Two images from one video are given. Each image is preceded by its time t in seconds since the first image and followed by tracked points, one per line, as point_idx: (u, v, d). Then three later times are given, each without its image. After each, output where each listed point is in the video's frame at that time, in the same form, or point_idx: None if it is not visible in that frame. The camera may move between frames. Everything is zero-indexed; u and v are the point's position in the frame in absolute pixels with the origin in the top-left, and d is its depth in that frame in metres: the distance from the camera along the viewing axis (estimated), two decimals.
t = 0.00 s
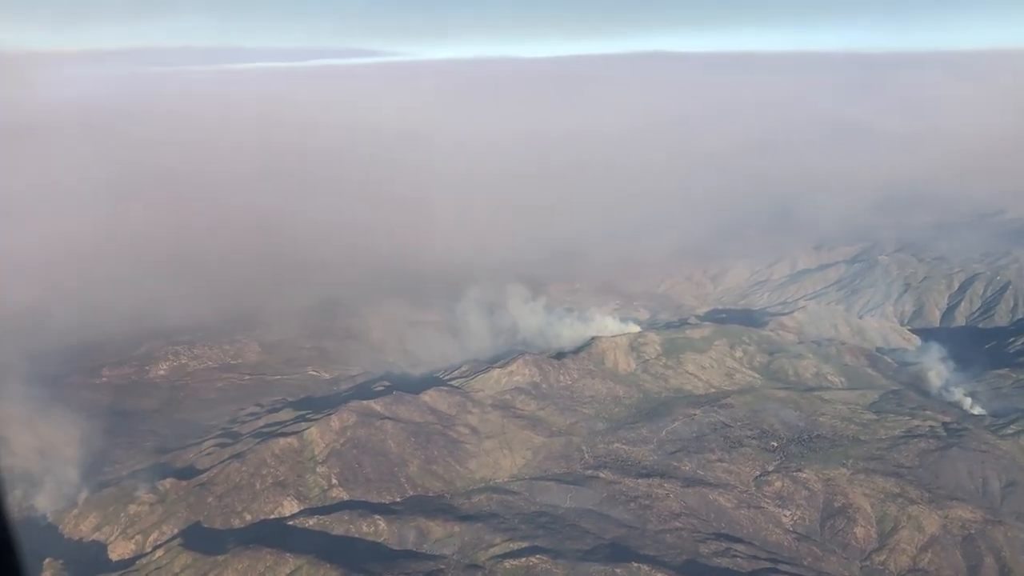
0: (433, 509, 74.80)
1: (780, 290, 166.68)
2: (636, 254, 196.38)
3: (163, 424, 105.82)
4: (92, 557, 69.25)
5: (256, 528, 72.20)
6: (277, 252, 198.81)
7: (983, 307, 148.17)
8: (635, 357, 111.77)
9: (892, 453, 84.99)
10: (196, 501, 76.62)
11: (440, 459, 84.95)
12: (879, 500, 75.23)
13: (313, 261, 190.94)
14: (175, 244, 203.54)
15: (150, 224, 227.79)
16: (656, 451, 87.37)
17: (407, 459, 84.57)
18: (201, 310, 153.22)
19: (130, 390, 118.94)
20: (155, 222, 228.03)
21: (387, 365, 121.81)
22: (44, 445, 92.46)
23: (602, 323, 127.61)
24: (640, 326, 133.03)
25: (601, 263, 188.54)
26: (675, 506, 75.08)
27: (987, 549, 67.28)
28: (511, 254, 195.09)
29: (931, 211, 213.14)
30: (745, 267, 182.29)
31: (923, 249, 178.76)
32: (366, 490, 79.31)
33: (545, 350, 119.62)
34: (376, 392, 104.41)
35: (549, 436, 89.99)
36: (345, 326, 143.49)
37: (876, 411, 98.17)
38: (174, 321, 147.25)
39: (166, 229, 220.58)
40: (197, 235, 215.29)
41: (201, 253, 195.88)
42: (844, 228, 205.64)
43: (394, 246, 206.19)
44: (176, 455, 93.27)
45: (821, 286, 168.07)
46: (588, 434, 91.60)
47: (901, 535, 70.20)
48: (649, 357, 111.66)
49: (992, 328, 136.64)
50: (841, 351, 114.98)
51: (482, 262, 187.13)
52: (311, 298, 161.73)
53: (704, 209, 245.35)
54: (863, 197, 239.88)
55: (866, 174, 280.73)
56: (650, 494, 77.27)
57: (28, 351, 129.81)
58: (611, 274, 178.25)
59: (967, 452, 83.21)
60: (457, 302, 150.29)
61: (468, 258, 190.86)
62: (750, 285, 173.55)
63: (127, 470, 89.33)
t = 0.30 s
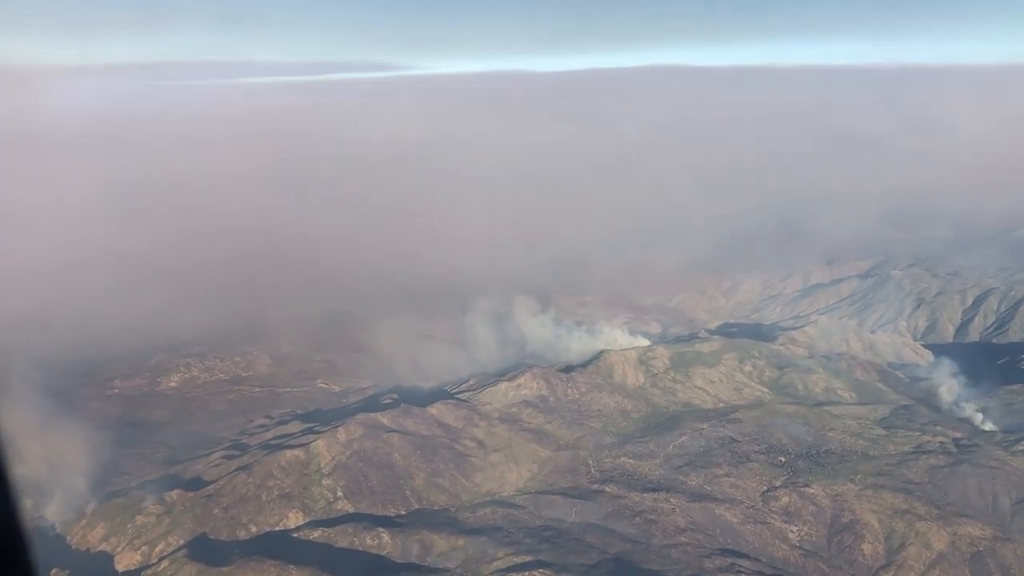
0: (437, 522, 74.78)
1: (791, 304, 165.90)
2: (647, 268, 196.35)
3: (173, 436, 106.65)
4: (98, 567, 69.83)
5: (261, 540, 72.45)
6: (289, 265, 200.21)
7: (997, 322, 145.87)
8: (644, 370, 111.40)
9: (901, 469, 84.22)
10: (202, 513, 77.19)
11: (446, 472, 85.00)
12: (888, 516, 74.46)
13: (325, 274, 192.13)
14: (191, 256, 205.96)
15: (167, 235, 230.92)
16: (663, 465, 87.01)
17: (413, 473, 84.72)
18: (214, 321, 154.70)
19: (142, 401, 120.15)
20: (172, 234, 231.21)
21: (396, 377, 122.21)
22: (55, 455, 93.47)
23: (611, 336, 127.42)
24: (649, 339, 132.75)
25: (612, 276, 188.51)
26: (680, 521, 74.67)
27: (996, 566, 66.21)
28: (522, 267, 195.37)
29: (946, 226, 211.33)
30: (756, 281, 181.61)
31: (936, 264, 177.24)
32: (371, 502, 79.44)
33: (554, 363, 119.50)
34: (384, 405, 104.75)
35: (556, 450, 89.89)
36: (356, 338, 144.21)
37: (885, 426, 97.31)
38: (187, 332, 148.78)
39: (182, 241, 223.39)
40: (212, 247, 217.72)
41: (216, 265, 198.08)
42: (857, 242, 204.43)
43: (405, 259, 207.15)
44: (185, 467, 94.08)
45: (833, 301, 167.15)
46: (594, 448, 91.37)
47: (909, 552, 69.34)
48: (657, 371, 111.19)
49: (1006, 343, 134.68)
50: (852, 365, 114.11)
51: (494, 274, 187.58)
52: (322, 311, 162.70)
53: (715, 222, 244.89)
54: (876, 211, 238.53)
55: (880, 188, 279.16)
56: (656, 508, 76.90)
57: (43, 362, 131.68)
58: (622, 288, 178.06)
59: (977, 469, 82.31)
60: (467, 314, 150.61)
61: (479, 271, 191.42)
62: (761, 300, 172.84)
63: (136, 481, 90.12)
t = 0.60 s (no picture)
0: (440, 535, 74.81)
1: (800, 318, 165.24)
2: (655, 281, 196.26)
3: (181, 449, 107.35)
4: None
5: (265, 553, 72.72)
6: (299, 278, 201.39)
7: (1008, 335, 144.51)
8: (650, 384, 110.72)
9: (907, 483, 83.81)
10: (207, 525, 77.60)
11: (450, 485, 85.04)
12: (893, 531, 73.99)
13: (334, 287, 193.12)
14: (202, 269, 207.80)
15: (179, 248, 233.07)
16: (668, 479, 86.66)
17: (416, 485, 84.86)
18: (224, 334, 155.80)
19: (151, 414, 121.12)
20: (183, 247, 233.41)
21: (403, 391, 122.56)
22: (63, 468, 94.24)
23: (618, 349, 127.40)
24: (656, 352, 132.48)
25: (621, 289, 188.56)
26: (684, 535, 74.41)
27: None
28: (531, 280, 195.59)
29: (957, 238, 210.03)
30: (765, 294, 181.12)
31: (946, 277, 176.28)
32: (374, 515, 79.60)
33: (560, 376, 119.22)
34: (390, 417, 105.07)
35: (560, 463, 89.74)
36: (363, 351, 144.78)
37: (892, 440, 96.70)
38: (196, 345, 149.91)
39: (194, 254, 225.34)
40: (223, 260, 219.55)
41: (227, 278, 199.66)
42: (867, 256, 203.54)
43: (414, 272, 207.89)
44: (191, 479, 94.64)
45: (842, 315, 166.47)
46: (599, 462, 91.05)
47: (915, 567, 68.84)
48: (663, 384, 110.39)
49: (1017, 356, 133.38)
50: (859, 379, 113.36)
51: (502, 287, 188.06)
52: (331, 324, 163.47)
53: (724, 235, 244.39)
54: (886, 224, 237.38)
55: (891, 201, 277.95)
56: (659, 522, 76.61)
57: (55, 375, 133.07)
58: (630, 301, 177.83)
59: (984, 483, 81.92)
60: (474, 326, 150.84)
61: (488, 284, 192.05)
62: (770, 313, 172.11)
63: (143, 493, 90.71)
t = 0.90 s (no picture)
0: (440, 547, 75.02)
1: (807, 331, 164.47)
2: (663, 294, 196.26)
3: (187, 460, 108.06)
4: None
5: (267, 564, 73.10)
6: (307, 290, 202.40)
7: (1017, 349, 143.33)
8: (654, 398, 108.52)
9: (911, 498, 83.64)
10: (210, 536, 78.19)
11: (452, 498, 85.14)
12: (896, 545, 73.72)
13: (341, 299, 194.03)
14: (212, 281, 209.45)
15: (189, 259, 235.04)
16: (670, 493, 85.95)
17: (419, 498, 85.04)
18: (232, 346, 156.80)
19: (158, 426, 121.97)
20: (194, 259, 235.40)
21: (408, 403, 122.66)
22: (70, 479, 95.05)
23: (622, 363, 127.12)
24: (662, 365, 132.19)
25: (627, 302, 188.65)
26: (685, 549, 74.18)
27: None
28: (536, 293, 195.76)
29: (966, 252, 209.08)
30: (772, 308, 180.68)
31: (954, 291, 175.44)
32: (375, 527, 79.79)
33: (564, 390, 117.94)
34: (394, 430, 105.19)
35: (563, 476, 89.29)
36: (369, 364, 145.23)
37: (897, 454, 96.29)
38: (205, 357, 150.94)
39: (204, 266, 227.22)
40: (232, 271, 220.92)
41: (237, 289, 201.13)
42: (874, 269, 203.00)
43: (420, 284, 208.50)
44: (196, 491, 95.23)
45: (850, 328, 165.80)
46: (602, 475, 90.46)
47: None
48: (668, 398, 108.13)
49: None
50: (865, 393, 112.73)
51: (508, 300, 188.42)
52: (337, 336, 164.14)
53: (731, 249, 243.97)
54: (894, 238, 236.62)
55: (899, 215, 276.99)
56: (660, 536, 76.32)
57: (65, 386, 134.30)
58: (636, 314, 177.63)
59: (989, 499, 81.87)
60: (480, 338, 151.02)
61: (495, 296, 192.49)
62: (777, 326, 170.97)
63: (148, 504, 91.34)
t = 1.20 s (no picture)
0: (438, 562, 75.10)
1: (812, 348, 163.78)
2: (668, 309, 196.20)
3: (190, 473, 108.59)
4: None
5: None
6: (312, 304, 203.24)
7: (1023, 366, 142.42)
8: (656, 413, 107.55)
9: (912, 515, 83.62)
10: (209, 549, 78.60)
11: (451, 513, 85.15)
12: (896, 562, 73.56)
13: (346, 313, 194.61)
14: (219, 294, 211.02)
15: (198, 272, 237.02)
16: (670, 508, 85.42)
17: (418, 513, 85.10)
18: (238, 359, 157.69)
19: (163, 439, 122.72)
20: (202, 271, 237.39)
21: (410, 418, 122.63)
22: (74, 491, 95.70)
23: (625, 379, 126.71)
24: (665, 381, 131.92)
25: (632, 318, 188.63)
26: (683, 565, 73.94)
27: None
28: (541, 308, 195.94)
29: (972, 268, 208.27)
30: (778, 323, 180.22)
31: (960, 308, 174.64)
32: (374, 541, 79.91)
33: (566, 405, 117.32)
34: (395, 445, 105.22)
35: (563, 491, 88.76)
36: (373, 378, 145.57)
37: (899, 471, 95.97)
38: (211, 370, 151.88)
39: (213, 279, 229.04)
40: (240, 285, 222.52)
41: (244, 303, 202.46)
42: (880, 286, 202.48)
43: (425, 299, 209.08)
44: (198, 504, 95.67)
45: (855, 345, 165.14)
46: (602, 490, 89.91)
47: None
48: (670, 413, 107.06)
49: None
50: (867, 410, 112.14)
51: (513, 315, 188.77)
52: (342, 350, 164.62)
53: (736, 265, 243.67)
54: (900, 255, 235.88)
55: (906, 232, 276.09)
56: (659, 552, 75.99)
57: (72, 398, 135.38)
58: (640, 329, 177.46)
59: (990, 516, 81.88)
60: (484, 352, 151.18)
61: (500, 311, 193.09)
62: (783, 342, 169.95)
63: (150, 517, 91.80)
